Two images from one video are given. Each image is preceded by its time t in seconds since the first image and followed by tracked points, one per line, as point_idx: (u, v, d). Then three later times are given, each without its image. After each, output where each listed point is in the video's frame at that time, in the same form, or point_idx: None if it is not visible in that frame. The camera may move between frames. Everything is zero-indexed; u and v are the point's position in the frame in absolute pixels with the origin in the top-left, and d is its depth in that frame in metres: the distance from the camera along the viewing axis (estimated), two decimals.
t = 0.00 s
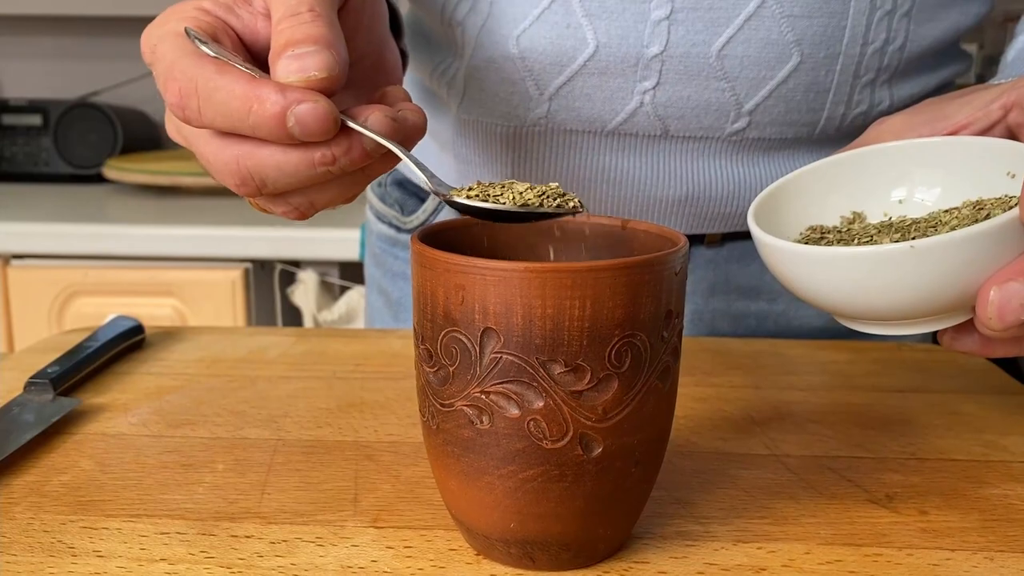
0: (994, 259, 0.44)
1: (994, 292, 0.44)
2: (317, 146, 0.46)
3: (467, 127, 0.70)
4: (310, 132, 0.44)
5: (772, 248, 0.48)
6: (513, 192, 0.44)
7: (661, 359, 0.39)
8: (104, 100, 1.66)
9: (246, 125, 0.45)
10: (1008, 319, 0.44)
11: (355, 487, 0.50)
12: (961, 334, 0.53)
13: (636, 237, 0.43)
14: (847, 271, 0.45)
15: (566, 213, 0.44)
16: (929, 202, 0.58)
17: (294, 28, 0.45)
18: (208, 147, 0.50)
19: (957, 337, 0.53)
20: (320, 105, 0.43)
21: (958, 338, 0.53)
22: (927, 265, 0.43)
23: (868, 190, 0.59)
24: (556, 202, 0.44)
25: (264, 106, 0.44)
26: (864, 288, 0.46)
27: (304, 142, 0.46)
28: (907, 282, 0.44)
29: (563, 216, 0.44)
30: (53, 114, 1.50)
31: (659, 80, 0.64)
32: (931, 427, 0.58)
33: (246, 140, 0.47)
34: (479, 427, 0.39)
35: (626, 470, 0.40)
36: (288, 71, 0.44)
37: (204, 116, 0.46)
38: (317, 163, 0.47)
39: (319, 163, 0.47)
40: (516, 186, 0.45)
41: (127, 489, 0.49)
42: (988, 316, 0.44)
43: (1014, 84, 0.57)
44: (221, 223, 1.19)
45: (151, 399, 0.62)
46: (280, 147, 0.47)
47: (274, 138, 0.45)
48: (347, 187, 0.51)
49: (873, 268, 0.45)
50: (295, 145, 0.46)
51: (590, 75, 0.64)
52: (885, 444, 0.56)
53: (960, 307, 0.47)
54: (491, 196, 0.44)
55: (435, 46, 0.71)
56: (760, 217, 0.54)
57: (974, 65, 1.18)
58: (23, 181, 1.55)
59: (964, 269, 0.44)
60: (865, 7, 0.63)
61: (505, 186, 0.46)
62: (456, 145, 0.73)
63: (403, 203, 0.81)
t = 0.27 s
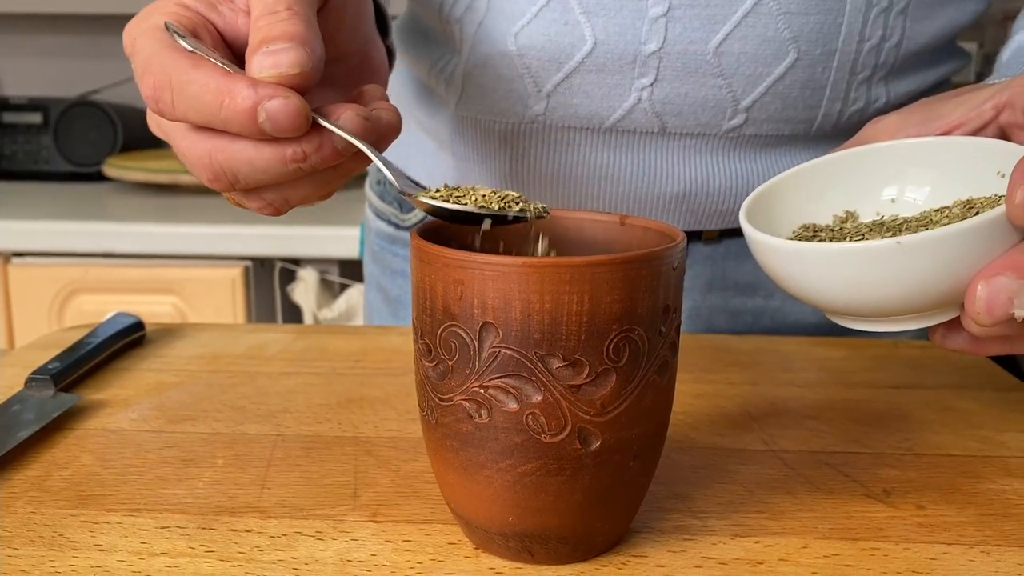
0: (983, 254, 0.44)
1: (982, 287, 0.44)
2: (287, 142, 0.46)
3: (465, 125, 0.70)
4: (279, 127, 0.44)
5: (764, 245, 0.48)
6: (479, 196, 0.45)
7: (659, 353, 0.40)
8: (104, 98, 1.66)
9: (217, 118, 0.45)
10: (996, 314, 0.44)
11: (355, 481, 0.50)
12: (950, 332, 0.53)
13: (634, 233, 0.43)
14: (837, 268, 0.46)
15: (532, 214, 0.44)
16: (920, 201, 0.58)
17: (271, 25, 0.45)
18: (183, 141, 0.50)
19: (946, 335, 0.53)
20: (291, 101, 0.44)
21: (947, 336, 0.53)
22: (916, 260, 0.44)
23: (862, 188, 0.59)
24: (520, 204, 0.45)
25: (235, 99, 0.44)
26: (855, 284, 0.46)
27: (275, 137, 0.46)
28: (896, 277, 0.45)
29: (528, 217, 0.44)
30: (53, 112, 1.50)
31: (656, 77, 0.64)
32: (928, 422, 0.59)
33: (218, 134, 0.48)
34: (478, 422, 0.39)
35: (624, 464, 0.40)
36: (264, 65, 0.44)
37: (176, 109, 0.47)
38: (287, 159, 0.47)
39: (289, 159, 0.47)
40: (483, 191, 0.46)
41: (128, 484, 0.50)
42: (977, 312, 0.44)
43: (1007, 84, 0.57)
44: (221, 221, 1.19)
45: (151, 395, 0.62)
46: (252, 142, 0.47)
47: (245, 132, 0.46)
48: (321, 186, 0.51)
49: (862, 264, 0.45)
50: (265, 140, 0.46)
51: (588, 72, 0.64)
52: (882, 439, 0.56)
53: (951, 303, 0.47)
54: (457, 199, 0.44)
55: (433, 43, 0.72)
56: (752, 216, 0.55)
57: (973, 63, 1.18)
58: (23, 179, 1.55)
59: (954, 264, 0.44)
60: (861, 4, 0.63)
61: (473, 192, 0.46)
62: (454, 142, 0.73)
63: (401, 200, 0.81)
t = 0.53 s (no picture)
0: (966, 243, 0.44)
1: (965, 276, 0.44)
2: (320, 121, 0.45)
3: (464, 123, 0.71)
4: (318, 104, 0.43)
5: (751, 232, 0.49)
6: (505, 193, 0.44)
7: (656, 350, 0.40)
8: (104, 96, 1.66)
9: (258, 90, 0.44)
10: (982, 302, 0.44)
11: (353, 478, 0.50)
12: (938, 322, 0.54)
13: (631, 230, 0.44)
14: (821, 254, 0.46)
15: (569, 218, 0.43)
16: (908, 191, 0.58)
17: (317, 8, 0.44)
18: (207, 108, 0.49)
19: (934, 325, 0.55)
20: (331, 78, 0.42)
21: (935, 326, 0.55)
22: (899, 247, 0.44)
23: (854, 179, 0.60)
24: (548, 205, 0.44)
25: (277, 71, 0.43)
26: (841, 272, 0.46)
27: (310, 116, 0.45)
28: (882, 264, 0.45)
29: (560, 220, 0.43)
30: (53, 111, 1.50)
31: (654, 75, 0.64)
32: (925, 420, 0.59)
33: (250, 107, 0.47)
34: (475, 418, 0.39)
35: (621, 460, 0.40)
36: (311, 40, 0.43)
37: (215, 75, 0.45)
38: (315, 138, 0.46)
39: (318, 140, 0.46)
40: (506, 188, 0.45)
41: (127, 481, 0.50)
42: (961, 301, 0.44)
43: (996, 75, 0.57)
44: (221, 219, 1.19)
45: (150, 393, 0.62)
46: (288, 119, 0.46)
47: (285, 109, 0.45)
48: (342, 169, 0.51)
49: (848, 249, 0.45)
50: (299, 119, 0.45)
51: (586, 70, 0.64)
52: (879, 437, 0.56)
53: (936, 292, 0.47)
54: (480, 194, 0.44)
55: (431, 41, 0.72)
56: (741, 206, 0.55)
57: (972, 61, 1.18)
58: (23, 177, 1.55)
59: (938, 252, 0.44)
60: (858, 2, 0.63)
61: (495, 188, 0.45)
62: (453, 140, 0.73)
63: (401, 199, 0.81)
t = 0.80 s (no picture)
0: (960, 229, 0.44)
1: (961, 261, 0.44)
2: (319, 81, 0.45)
3: (464, 122, 0.71)
4: (331, 65, 0.43)
5: (745, 222, 0.48)
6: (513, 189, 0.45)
7: (654, 345, 0.40)
8: (103, 95, 1.66)
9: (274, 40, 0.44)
10: (978, 287, 0.44)
11: (353, 474, 0.50)
12: (934, 312, 0.55)
13: (630, 226, 0.44)
14: (816, 242, 0.45)
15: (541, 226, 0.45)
16: (905, 179, 0.58)
17: None
18: (210, 38, 0.47)
19: (931, 316, 0.55)
20: (352, 40, 0.43)
21: (931, 317, 0.55)
22: (895, 233, 0.43)
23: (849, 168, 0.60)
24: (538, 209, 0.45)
25: (295, 28, 0.44)
26: (836, 259, 0.46)
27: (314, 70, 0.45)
28: (877, 252, 0.44)
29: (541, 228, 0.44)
30: (53, 109, 1.50)
31: (654, 74, 0.64)
32: (923, 416, 0.59)
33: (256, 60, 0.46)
34: (475, 413, 0.40)
35: (619, 455, 0.40)
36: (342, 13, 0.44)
37: (238, 8, 0.46)
38: (309, 96, 0.46)
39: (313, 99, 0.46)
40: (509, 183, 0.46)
41: (127, 476, 0.50)
42: (958, 285, 0.44)
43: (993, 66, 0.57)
44: (221, 217, 1.19)
45: (150, 389, 0.63)
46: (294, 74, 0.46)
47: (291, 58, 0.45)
48: (315, 146, 0.50)
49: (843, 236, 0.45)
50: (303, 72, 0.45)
51: (586, 69, 0.64)
52: (877, 432, 0.57)
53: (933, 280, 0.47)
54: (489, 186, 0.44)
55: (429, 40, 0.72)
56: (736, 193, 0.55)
57: (971, 59, 1.18)
58: (23, 176, 1.55)
59: (934, 239, 0.44)
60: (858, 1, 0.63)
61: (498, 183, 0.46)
62: (453, 138, 0.73)
63: (401, 197, 0.82)
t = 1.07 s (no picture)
0: (955, 194, 0.43)
1: (959, 227, 0.43)
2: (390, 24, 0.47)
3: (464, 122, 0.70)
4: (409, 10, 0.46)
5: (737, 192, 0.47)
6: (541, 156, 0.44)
7: (655, 344, 0.40)
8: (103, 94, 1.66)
9: None
10: (976, 252, 0.43)
11: (353, 473, 0.50)
12: (933, 289, 0.55)
13: (631, 225, 0.44)
14: (809, 210, 0.44)
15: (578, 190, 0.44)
16: (902, 155, 0.57)
17: None
18: None
19: (929, 292, 0.55)
20: None
21: (929, 294, 0.55)
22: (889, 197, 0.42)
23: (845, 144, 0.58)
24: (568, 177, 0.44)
25: None
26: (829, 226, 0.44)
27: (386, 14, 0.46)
28: (871, 219, 0.43)
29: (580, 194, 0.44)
30: (53, 108, 1.50)
31: (654, 75, 0.64)
32: (923, 415, 0.59)
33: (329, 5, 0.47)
34: (475, 412, 0.40)
35: (620, 454, 0.40)
36: None
37: None
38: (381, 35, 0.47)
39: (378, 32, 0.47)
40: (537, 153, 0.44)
41: (127, 476, 0.50)
42: (956, 251, 0.43)
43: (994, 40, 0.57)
44: (221, 217, 1.19)
45: (150, 388, 0.63)
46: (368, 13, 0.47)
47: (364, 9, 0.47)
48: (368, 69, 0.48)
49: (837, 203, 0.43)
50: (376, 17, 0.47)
51: (585, 70, 0.64)
52: (877, 431, 0.57)
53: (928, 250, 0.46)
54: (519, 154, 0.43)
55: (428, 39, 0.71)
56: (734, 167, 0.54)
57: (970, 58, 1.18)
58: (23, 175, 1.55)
59: (929, 204, 0.43)
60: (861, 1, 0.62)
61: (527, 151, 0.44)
62: (454, 137, 0.73)
63: (401, 196, 0.81)
